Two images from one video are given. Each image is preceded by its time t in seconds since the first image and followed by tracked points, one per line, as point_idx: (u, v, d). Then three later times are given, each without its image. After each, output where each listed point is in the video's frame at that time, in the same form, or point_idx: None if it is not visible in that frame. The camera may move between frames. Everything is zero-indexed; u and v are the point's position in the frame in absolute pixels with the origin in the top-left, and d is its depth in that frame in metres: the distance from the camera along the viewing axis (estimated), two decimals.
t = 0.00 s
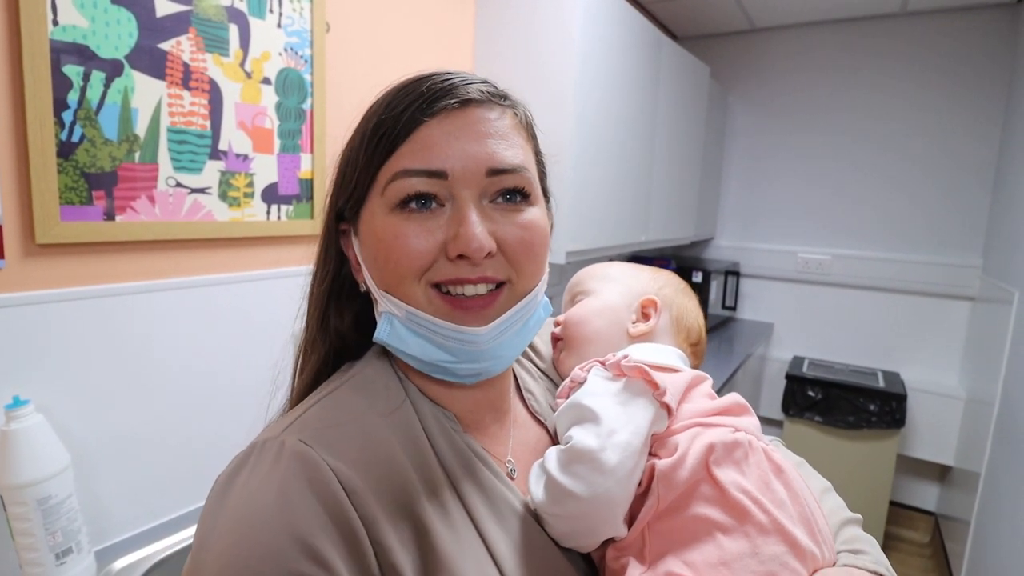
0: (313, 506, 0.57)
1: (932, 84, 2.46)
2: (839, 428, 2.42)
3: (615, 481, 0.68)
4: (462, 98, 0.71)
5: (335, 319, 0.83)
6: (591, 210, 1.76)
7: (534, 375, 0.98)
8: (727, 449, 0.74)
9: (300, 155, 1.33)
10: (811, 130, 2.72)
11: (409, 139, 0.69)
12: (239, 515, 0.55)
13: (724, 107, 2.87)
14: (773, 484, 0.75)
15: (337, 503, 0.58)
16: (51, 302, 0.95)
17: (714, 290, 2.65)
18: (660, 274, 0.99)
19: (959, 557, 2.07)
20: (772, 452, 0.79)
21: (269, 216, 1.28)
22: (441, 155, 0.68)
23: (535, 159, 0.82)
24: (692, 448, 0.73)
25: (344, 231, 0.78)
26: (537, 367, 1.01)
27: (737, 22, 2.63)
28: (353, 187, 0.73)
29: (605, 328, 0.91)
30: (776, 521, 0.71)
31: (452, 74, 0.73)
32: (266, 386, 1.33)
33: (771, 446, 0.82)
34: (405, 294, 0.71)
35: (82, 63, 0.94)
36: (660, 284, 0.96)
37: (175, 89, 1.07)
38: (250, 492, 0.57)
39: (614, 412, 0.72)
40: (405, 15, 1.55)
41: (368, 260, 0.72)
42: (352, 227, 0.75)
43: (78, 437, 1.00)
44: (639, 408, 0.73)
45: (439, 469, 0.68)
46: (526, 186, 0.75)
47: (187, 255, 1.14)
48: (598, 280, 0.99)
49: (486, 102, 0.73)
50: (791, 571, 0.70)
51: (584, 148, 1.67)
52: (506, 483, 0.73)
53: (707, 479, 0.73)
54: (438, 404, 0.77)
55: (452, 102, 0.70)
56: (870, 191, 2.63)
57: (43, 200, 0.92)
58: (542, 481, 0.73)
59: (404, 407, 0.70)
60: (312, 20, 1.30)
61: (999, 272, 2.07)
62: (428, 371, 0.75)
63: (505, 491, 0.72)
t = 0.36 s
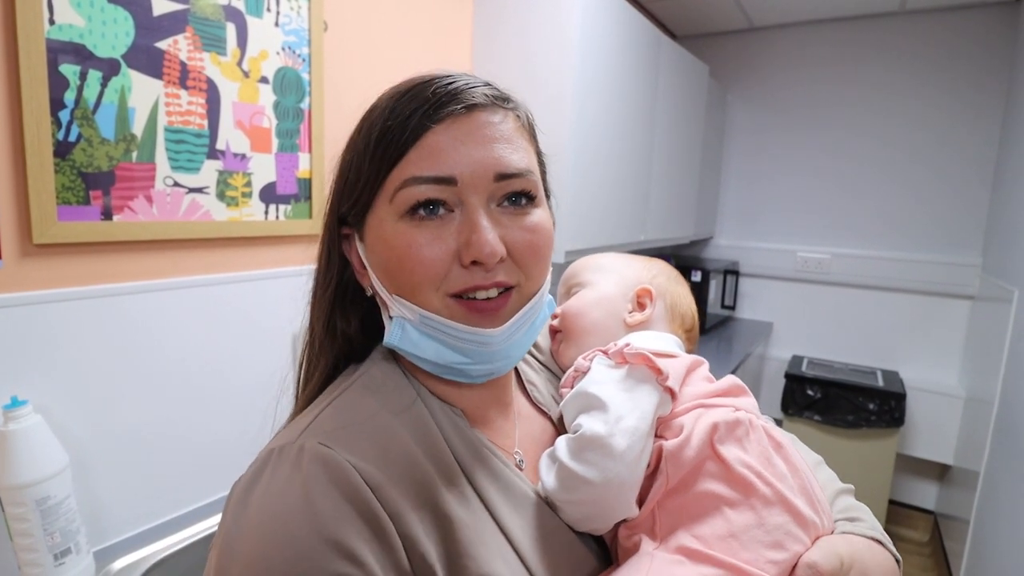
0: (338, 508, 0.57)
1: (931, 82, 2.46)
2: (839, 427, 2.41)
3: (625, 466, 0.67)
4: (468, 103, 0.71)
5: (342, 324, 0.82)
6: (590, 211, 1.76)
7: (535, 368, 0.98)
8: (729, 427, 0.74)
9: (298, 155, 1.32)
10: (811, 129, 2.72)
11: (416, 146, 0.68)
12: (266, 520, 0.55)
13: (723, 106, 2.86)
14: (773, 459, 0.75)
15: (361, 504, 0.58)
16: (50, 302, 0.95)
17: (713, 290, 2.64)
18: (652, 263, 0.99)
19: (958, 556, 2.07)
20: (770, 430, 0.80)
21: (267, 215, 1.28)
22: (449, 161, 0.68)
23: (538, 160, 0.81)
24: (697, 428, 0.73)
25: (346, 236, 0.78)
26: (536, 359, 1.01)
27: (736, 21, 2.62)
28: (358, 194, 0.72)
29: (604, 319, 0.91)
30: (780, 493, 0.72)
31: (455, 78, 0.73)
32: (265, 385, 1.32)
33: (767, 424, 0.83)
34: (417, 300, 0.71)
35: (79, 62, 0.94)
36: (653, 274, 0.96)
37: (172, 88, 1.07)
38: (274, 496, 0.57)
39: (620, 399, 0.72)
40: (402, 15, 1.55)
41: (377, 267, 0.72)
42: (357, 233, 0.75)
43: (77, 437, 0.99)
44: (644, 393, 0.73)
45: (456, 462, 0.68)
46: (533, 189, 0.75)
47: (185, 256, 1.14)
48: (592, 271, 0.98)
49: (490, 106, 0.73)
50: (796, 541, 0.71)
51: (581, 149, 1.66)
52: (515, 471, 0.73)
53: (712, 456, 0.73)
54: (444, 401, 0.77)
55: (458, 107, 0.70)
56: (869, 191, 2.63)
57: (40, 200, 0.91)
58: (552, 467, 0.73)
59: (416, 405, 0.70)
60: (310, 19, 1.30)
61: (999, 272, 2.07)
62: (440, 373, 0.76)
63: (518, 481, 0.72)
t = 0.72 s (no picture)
0: (334, 516, 0.56)
1: (929, 83, 2.47)
2: (838, 428, 2.41)
3: (619, 470, 0.67)
4: (463, 96, 0.71)
5: (338, 331, 0.81)
6: (589, 211, 1.76)
7: (530, 371, 0.97)
8: (722, 430, 0.74)
9: (296, 156, 1.32)
10: (809, 130, 2.72)
11: (415, 139, 0.69)
12: (262, 527, 0.54)
13: (721, 106, 2.87)
14: (767, 462, 0.75)
15: (357, 510, 0.58)
16: (46, 304, 0.94)
17: (712, 290, 2.64)
18: (649, 265, 0.99)
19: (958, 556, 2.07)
20: (764, 432, 0.79)
21: (265, 217, 1.28)
22: (452, 151, 0.68)
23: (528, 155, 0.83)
24: (690, 431, 0.72)
25: (339, 242, 0.76)
26: (532, 363, 1.00)
27: (734, 22, 2.63)
28: (357, 194, 0.71)
29: (599, 321, 0.91)
30: (773, 497, 0.71)
31: (445, 75, 0.74)
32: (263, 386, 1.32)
33: (760, 427, 0.83)
34: (429, 293, 0.70)
35: (76, 63, 0.93)
36: (650, 276, 0.96)
37: (170, 89, 1.06)
38: (270, 503, 0.56)
39: (614, 403, 0.72)
40: (401, 16, 1.55)
41: (382, 265, 0.71)
42: (356, 235, 0.74)
43: (73, 441, 0.99)
44: (638, 397, 0.73)
45: (453, 466, 0.68)
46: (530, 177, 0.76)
47: (181, 257, 1.13)
48: (589, 273, 0.98)
49: (483, 99, 0.74)
50: (788, 545, 0.71)
51: (581, 149, 1.66)
52: (511, 475, 0.73)
53: (705, 460, 0.72)
54: (439, 402, 0.77)
55: (455, 100, 0.71)
56: (867, 191, 2.63)
57: (35, 201, 0.91)
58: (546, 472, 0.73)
59: (412, 409, 0.69)
60: (308, 20, 1.30)
61: (997, 272, 2.07)
62: (450, 368, 0.74)
63: (513, 485, 0.71)
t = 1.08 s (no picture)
0: (289, 516, 0.56)
1: (928, 83, 2.47)
2: (836, 429, 2.42)
3: (593, 488, 0.67)
4: (429, 93, 0.71)
5: (313, 340, 0.81)
6: (588, 211, 1.75)
7: (525, 378, 0.97)
8: (713, 454, 0.72)
9: (293, 156, 1.31)
10: (808, 130, 2.72)
11: (384, 141, 0.68)
12: (214, 523, 0.54)
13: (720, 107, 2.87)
14: (762, 491, 0.72)
15: (314, 512, 0.57)
16: (41, 305, 0.93)
17: (710, 291, 2.64)
18: (658, 274, 0.98)
19: (955, 556, 2.07)
20: (763, 458, 0.77)
21: (261, 217, 1.27)
22: (422, 150, 0.68)
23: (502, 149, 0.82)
24: (675, 452, 0.72)
25: (315, 252, 0.76)
26: (529, 370, 1.00)
27: (733, 22, 2.62)
28: (328, 200, 0.71)
29: (598, 328, 0.91)
30: (764, 530, 0.68)
31: (409, 73, 0.73)
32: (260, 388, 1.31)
33: (763, 452, 0.80)
34: (411, 296, 0.70)
35: (70, 62, 0.92)
36: (657, 285, 0.94)
37: (165, 88, 1.05)
38: (226, 499, 0.56)
39: (595, 415, 0.71)
40: (399, 14, 1.54)
41: (360, 272, 0.71)
42: (333, 244, 0.74)
43: (68, 443, 0.98)
44: (621, 411, 0.72)
45: (420, 473, 0.68)
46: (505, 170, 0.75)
47: (177, 258, 1.13)
48: (593, 280, 0.98)
49: (450, 96, 0.73)
50: None
51: (580, 148, 1.66)
52: (489, 488, 0.73)
53: (691, 484, 0.71)
54: (423, 406, 0.77)
55: (420, 97, 0.70)
56: (866, 191, 2.63)
57: (29, 201, 0.90)
58: (522, 487, 0.72)
59: (387, 412, 0.70)
60: (305, 19, 1.29)
61: (995, 272, 2.07)
62: (440, 369, 0.75)
63: (489, 496, 0.71)
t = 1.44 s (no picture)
0: (261, 511, 0.57)
1: (930, 82, 2.46)
2: (836, 429, 2.42)
3: (577, 505, 0.66)
4: (418, 86, 0.70)
5: (308, 334, 0.82)
6: (590, 209, 1.75)
7: (530, 386, 0.97)
8: (715, 477, 0.71)
9: (294, 154, 1.31)
10: (809, 129, 2.72)
11: (368, 136, 0.68)
12: (189, 513, 0.56)
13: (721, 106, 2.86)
14: (767, 520, 0.71)
15: (285, 511, 0.58)
16: (42, 304, 0.93)
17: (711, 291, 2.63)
18: (675, 281, 0.96)
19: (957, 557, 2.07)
20: (773, 484, 0.75)
21: (262, 216, 1.27)
22: (403, 147, 0.67)
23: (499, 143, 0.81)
24: (673, 471, 0.71)
25: (312, 245, 0.77)
26: (535, 377, 1.00)
27: (734, 21, 2.62)
28: (318, 194, 0.72)
29: (605, 337, 0.91)
30: (765, 561, 0.67)
31: (403, 65, 0.72)
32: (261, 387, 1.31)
33: (775, 476, 0.78)
34: (387, 294, 0.70)
35: (72, 60, 0.92)
36: (672, 292, 0.93)
37: (166, 87, 1.05)
38: (204, 489, 0.57)
39: (589, 427, 0.71)
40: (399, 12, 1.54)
41: (344, 267, 0.71)
42: (322, 239, 0.75)
43: (68, 442, 0.98)
44: (615, 424, 0.72)
45: (405, 476, 0.67)
46: (495, 167, 0.74)
47: (179, 257, 1.13)
48: (605, 285, 0.99)
49: (442, 89, 0.72)
50: None
51: (581, 145, 1.66)
52: (479, 497, 0.71)
53: (687, 507, 0.71)
54: (416, 410, 0.76)
55: (409, 90, 0.69)
56: (867, 191, 2.63)
57: (31, 200, 0.90)
58: (508, 500, 0.70)
59: (377, 413, 0.70)
60: (306, 18, 1.29)
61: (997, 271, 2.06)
62: (417, 370, 0.74)
63: (478, 506, 0.70)
